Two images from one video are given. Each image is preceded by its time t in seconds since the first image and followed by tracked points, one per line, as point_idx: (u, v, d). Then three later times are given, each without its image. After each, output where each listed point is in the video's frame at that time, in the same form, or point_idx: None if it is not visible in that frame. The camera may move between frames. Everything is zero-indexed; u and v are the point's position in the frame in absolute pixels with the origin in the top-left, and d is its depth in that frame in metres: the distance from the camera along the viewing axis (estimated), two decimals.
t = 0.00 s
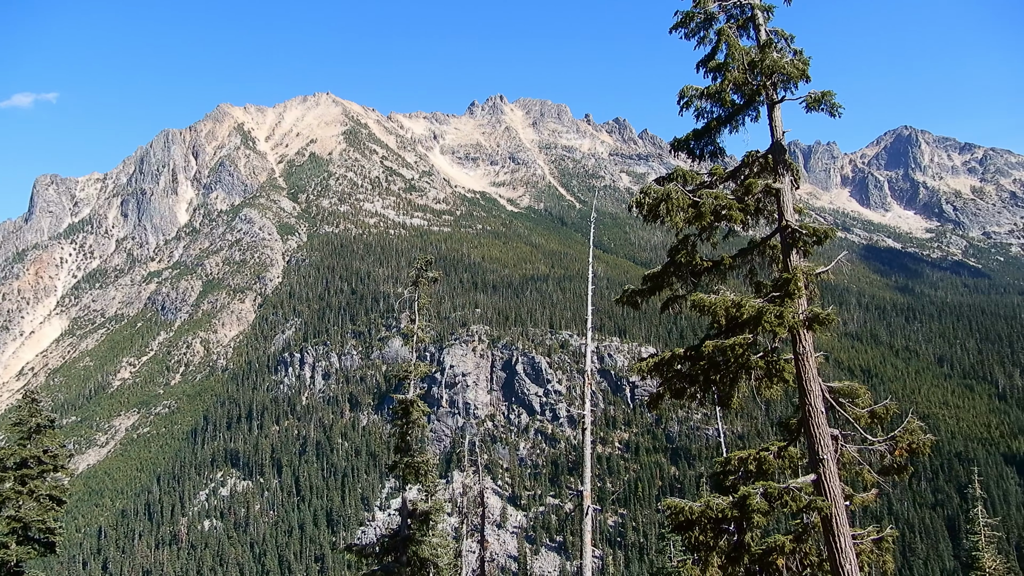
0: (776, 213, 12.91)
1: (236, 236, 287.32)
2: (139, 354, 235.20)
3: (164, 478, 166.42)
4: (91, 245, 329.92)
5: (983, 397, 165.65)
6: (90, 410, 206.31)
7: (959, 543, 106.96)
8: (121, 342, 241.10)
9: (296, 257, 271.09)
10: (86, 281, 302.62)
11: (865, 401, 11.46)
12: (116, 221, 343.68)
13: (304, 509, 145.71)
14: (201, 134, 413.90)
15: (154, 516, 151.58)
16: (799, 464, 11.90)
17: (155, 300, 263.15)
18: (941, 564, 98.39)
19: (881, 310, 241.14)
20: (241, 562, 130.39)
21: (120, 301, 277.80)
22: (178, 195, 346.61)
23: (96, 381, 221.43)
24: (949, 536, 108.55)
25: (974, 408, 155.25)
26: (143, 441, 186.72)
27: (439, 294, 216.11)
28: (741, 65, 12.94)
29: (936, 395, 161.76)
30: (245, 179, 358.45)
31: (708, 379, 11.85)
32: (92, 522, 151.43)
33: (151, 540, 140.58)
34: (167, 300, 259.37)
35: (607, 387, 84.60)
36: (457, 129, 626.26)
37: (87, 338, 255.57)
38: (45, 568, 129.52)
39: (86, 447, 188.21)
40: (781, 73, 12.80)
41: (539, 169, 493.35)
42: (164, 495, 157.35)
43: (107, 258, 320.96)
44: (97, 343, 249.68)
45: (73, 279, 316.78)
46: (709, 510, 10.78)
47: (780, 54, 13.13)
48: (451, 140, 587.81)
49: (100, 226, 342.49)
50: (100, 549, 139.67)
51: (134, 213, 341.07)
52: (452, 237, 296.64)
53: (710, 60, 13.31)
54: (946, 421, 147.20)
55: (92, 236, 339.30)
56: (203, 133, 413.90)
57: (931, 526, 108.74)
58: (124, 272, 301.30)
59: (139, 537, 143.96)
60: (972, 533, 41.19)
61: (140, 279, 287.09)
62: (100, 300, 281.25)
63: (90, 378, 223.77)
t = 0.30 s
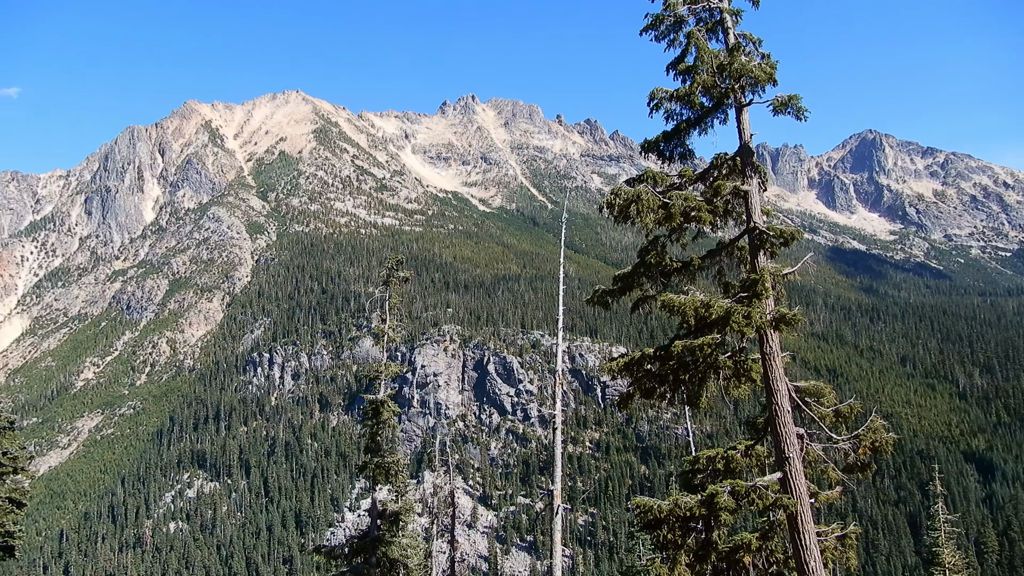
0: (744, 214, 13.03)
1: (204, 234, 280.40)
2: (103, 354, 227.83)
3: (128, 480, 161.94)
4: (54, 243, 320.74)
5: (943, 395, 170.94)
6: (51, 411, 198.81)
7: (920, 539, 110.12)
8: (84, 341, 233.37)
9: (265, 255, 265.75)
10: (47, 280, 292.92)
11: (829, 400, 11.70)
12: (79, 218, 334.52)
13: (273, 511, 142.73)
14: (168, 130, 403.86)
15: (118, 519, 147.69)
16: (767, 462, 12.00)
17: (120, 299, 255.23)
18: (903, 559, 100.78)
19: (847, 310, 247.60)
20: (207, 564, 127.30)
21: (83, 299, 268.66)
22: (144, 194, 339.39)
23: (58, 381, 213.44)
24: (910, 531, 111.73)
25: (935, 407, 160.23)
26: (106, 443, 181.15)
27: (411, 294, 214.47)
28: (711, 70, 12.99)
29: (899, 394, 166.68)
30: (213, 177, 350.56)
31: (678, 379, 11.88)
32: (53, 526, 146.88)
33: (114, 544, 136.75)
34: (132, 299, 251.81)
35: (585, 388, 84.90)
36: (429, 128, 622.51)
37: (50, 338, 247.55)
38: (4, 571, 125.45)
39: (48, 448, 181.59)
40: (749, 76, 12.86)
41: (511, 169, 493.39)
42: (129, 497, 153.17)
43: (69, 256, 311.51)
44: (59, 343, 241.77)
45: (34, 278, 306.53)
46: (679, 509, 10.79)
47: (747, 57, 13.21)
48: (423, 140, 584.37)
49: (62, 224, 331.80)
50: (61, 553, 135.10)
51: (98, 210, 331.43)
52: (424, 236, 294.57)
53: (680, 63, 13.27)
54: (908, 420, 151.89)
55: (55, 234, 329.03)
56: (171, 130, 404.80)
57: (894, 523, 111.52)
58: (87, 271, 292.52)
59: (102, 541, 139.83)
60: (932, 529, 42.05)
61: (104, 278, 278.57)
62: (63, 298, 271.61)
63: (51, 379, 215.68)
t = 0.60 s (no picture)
0: (713, 215, 13.16)
1: (172, 232, 273.25)
2: (66, 355, 219.72)
3: (93, 483, 157.66)
4: (16, 241, 310.50)
5: (907, 394, 175.65)
6: (11, 414, 190.75)
7: (883, 535, 113.18)
8: (47, 342, 224.80)
9: (235, 255, 260.19)
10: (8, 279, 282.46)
11: (795, 398, 11.88)
12: (43, 216, 325.02)
13: (241, 513, 139.75)
14: (135, 128, 395.07)
15: (82, 522, 143.93)
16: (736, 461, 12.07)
17: (84, 298, 246.70)
18: (868, 556, 102.93)
19: (814, 311, 254.03)
20: (174, 567, 124.58)
21: (47, 299, 259.06)
22: (110, 191, 330.28)
23: (17, 382, 204.14)
24: (874, 528, 114.94)
25: (899, 405, 164.88)
26: (69, 445, 175.61)
27: (382, 294, 212.71)
28: (680, 73, 13.04)
29: (864, 393, 171.50)
30: (182, 175, 342.84)
31: (649, 378, 11.92)
32: (13, 532, 142.67)
33: (77, 548, 133.33)
34: (97, 298, 243.58)
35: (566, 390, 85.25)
36: (402, 127, 617.98)
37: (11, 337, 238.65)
38: None
39: (9, 451, 175.34)
40: (719, 80, 12.95)
41: (484, 169, 492.36)
42: (94, 500, 149.35)
43: (31, 254, 301.80)
44: (19, 343, 232.78)
45: None
46: (649, 507, 10.79)
47: (717, 61, 13.34)
48: (396, 139, 580.10)
49: (25, 221, 321.79)
50: (22, 558, 130.83)
51: (62, 208, 322.16)
52: (396, 235, 292.01)
53: (651, 64, 13.25)
54: (873, 418, 156.25)
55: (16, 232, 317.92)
56: (138, 128, 396.24)
57: (859, 519, 114.39)
58: (50, 270, 283.65)
59: (65, 545, 136.08)
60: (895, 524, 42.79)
61: (68, 277, 270.16)
62: (24, 297, 261.25)
63: (11, 381, 206.62)
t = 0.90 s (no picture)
0: (685, 216, 13.22)
1: (138, 230, 264.67)
2: (27, 355, 210.22)
3: (56, 485, 152.54)
4: None
5: (873, 394, 180.07)
6: None
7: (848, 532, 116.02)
8: (6, 341, 213.62)
9: (204, 253, 252.16)
10: None
11: (764, 398, 12.07)
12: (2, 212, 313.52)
13: (209, 515, 136.53)
14: (101, 123, 384.89)
15: (43, 526, 139.14)
16: (705, 460, 12.18)
17: (47, 296, 236.13)
18: (835, 553, 104.98)
19: (782, 312, 259.85)
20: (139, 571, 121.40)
21: (6, 297, 250.04)
22: (74, 186, 320.80)
23: None
24: (840, 525, 117.51)
25: (865, 405, 169.63)
26: (29, 446, 169.21)
27: (354, 293, 210.36)
28: (652, 76, 13.06)
29: (830, 393, 176.04)
30: (149, 171, 334.24)
31: (620, 379, 11.92)
32: None
33: (38, 553, 129.12)
34: (60, 296, 233.90)
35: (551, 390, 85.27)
36: (375, 126, 611.82)
37: None
38: None
39: None
40: (690, 81, 13.03)
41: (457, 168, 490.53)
42: (56, 504, 144.51)
43: None
44: None
45: None
46: (617, 506, 10.85)
47: (689, 64, 13.39)
48: (368, 137, 574.44)
49: None
50: None
51: (23, 204, 311.74)
52: (368, 234, 289.01)
53: (623, 66, 13.22)
54: (840, 418, 160.21)
55: None
56: (103, 122, 385.68)
57: (825, 517, 117.06)
58: (10, 267, 273.42)
59: (26, 549, 131.67)
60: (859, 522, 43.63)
61: (29, 275, 261.27)
62: None
63: None
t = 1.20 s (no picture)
0: (656, 218, 13.26)
1: (104, 226, 257.57)
2: None
3: (16, 487, 146.94)
4: None
5: (839, 394, 184.99)
6: None
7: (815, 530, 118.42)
8: None
9: (172, 250, 246.64)
10: None
11: (734, 398, 12.16)
12: None
13: (175, 517, 132.94)
14: (67, 116, 374.15)
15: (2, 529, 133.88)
16: (676, 460, 12.22)
17: (7, 294, 227.71)
18: (800, 550, 107.37)
19: (751, 313, 265.36)
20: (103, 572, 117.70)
21: None
22: (37, 180, 310.48)
23: None
24: (807, 523, 120.29)
25: (831, 406, 173.99)
26: None
27: (325, 291, 207.63)
28: (627, 77, 12.98)
29: (798, 393, 180.20)
30: (117, 167, 325.25)
31: (592, 378, 11.92)
32: None
33: None
34: (22, 294, 225.95)
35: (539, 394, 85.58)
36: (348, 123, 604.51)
37: None
38: None
39: None
40: (662, 84, 13.00)
41: (431, 167, 487.55)
42: (16, 505, 138.93)
43: None
44: None
45: None
46: (591, 506, 10.77)
47: (661, 66, 13.40)
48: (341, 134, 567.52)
49: None
50: None
51: None
52: (340, 232, 285.37)
53: (597, 67, 13.13)
54: (807, 418, 164.00)
55: None
56: (68, 116, 374.85)
57: (793, 516, 119.35)
58: None
59: None
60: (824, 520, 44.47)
61: None
62: None
63: None
